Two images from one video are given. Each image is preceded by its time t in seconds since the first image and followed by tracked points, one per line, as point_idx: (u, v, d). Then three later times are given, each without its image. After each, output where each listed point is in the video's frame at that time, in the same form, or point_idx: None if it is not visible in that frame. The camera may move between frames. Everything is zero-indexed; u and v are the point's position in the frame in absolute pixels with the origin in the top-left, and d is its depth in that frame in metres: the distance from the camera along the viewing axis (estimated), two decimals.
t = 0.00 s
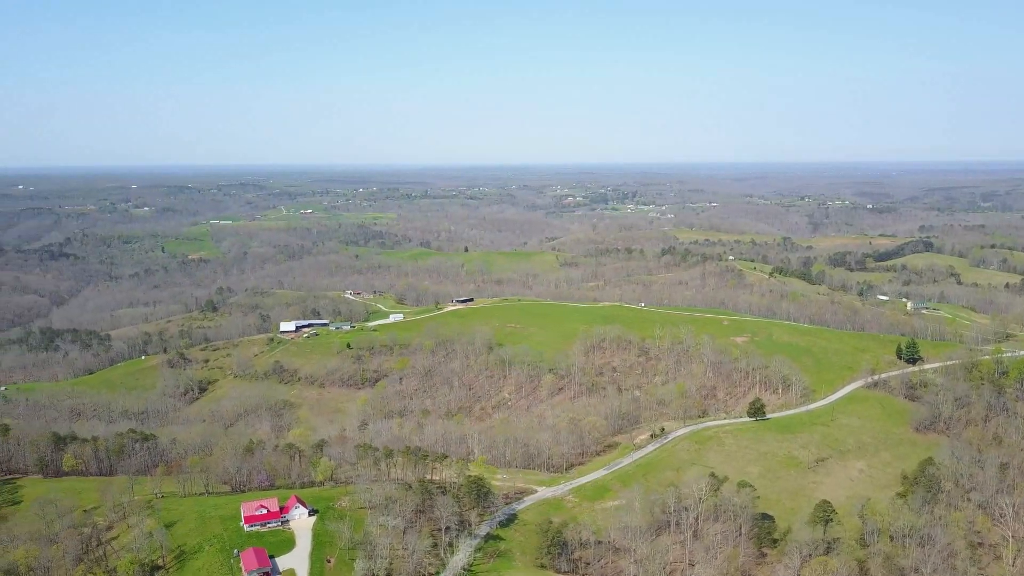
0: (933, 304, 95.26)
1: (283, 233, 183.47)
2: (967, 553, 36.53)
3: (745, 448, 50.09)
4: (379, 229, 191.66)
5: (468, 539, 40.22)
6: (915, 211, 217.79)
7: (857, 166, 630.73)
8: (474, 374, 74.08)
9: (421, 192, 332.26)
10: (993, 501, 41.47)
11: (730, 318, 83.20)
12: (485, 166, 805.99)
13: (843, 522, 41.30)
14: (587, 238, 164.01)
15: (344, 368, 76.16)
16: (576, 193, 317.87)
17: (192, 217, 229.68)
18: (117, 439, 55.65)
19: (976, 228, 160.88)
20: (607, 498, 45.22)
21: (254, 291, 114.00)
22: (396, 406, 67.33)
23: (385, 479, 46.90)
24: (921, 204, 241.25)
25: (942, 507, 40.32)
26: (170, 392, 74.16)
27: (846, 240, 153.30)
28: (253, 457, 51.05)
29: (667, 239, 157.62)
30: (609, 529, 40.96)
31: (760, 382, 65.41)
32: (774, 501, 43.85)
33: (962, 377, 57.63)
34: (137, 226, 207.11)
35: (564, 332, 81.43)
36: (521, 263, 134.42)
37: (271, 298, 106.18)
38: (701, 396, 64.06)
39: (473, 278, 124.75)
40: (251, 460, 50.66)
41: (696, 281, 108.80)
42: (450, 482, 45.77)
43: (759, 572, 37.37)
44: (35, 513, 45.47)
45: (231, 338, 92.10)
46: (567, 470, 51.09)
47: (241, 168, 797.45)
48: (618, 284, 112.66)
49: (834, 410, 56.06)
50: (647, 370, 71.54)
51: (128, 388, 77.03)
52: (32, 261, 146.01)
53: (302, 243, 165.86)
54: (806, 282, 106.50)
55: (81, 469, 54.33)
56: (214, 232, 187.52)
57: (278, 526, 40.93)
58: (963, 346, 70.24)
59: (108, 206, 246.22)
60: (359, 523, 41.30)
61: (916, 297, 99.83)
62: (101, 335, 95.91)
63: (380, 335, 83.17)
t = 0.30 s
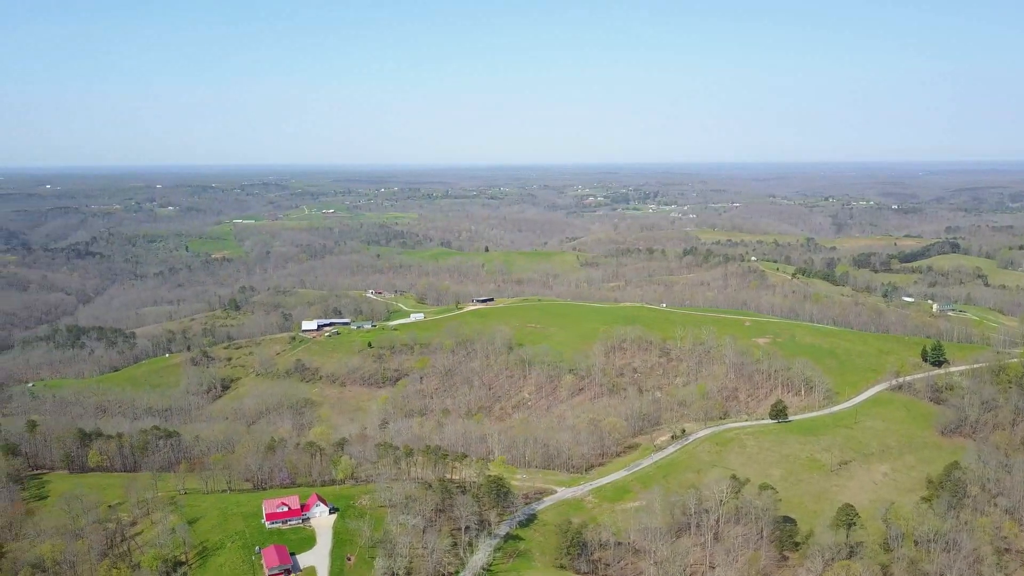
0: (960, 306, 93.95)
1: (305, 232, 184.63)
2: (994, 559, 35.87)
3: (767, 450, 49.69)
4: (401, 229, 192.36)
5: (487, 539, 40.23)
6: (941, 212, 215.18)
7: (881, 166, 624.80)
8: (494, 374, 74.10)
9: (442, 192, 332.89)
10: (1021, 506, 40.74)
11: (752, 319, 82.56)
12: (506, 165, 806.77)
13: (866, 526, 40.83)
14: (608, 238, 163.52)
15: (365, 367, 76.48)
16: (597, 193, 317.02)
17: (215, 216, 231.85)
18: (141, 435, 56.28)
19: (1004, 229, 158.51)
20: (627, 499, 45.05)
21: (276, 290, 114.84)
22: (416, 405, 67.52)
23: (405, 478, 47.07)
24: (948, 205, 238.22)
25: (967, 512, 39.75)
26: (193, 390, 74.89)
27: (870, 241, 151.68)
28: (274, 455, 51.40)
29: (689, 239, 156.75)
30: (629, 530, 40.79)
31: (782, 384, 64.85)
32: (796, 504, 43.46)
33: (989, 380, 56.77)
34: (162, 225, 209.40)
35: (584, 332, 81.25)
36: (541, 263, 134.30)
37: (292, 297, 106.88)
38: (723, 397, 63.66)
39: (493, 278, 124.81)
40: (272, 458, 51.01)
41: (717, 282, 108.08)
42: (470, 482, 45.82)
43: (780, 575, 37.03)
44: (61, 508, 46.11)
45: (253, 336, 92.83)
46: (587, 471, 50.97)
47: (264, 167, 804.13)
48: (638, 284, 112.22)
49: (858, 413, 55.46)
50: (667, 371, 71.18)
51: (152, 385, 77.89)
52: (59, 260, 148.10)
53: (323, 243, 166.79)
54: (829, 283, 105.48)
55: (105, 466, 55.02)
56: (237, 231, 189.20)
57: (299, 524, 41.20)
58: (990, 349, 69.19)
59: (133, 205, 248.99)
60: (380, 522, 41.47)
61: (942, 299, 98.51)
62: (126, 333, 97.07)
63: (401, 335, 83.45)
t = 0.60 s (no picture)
0: (985, 308, 92.62)
1: (326, 232, 185.79)
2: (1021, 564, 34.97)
3: (788, 452, 49.30)
4: (421, 229, 192.92)
5: (505, 539, 40.24)
6: (967, 212, 212.55)
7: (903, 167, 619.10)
8: (513, 374, 74.06)
9: (462, 192, 333.31)
10: None
11: (773, 320, 81.96)
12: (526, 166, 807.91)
13: (889, 530, 40.36)
14: (628, 238, 162.98)
15: (385, 366, 76.78)
16: (618, 193, 316.02)
17: (237, 216, 233.88)
18: (163, 433, 56.85)
19: None
20: (646, 500, 44.88)
21: (297, 289, 115.51)
22: (435, 404, 67.67)
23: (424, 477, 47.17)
24: (973, 205, 235.21)
25: (992, 517, 39.17)
26: (215, 387, 75.54)
27: (894, 242, 150.09)
28: (295, 454, 51.74)
29: (709, 239, 155.86)
30: (648, 532, 40.61)
31: (803, 386, 64.28)
32: (817, 507, 43.08)
33: (1015, 383, 55.91)
34: (184, 224, 211.61)
35: (603, 333, 81.04)
36: (560, 263, 134.14)
37: (313, 296, 107.51)
38: (743, 399, 63.24)
39: (512, 277, 124.80)
40: (293, 456, 51.34)
41: (738, 282, 107.36)
42: (488, 482, 45.84)
43: None
44: (85, 504, 46.71)
45: (274, 335, 93.50)
46: (606, 472, 50.86)
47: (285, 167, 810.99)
48: (658, 285, 111.71)
49: (881, 416, 54.86)
50: (687, 372, 70.81)
51: (174, 383, 78.68)
52: (84, 258, 149.98)
53: (344, 242, 167.68)
54: (852, 284, 104.41)
55: (129, 462, 55.66)
56: (259, 230, 190.75)
57: (318, 522, 41.44)
58: (1016, 351, 68.16)
59: (157, 205, 251.66)
60: (398, 521, 41.58)
61: (967, 301, 97.19)
62: (149, 331, 98.16)
63: (421, 334, 83.65)
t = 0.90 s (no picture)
0: (1012, 310, 91.20)
1: (346, 232, 186.73)
2: None
3: (809, 455, 48.88)
4: (440, 229, 193.34)
5: (524, 539, 40.23)
6: (993, 213, 209.64)
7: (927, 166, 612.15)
8: (532, 374, 74.03)
9: (482, 192, 333.73)
10: None
11: (795, 322, 81.25)
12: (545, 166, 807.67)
13: (912, 534, 39.90)
14: (648, 238, 162.29)
15: (404, 365, 77.05)
16: (638, 193, 314.85)
17: (258, 215, 235.71)
18: (185, 430, 57.41)
19: None
20: (666, 501, 44.67)
21: (317, 289, 116.11)
22: (454, 404, 67.80)
23: (443, 477, 47.27)
24: (999, 206, 232.05)
25: (1018, 522, 38.63)
26: (236, 386, 76.11)
27: (918, 242, 148.39)
28: (315, 452, 52.04)
29: (730, 240, 154.82)
30: (668, 533, 40.42)
31: (825, 388, 63.67)
32: (839, 511, 42.68)
33: None
34: (207, 223, 213.60)
35: (623, 333, 80.81)
36: (580, 263, 133.88)
37: (333, 296, 108.10)
38: (764, 401, 62.70)
39: (532, 277, 124.74)
40: (313, 455, 51.65)
41: (759, 283, 106.60)
42: (507, 481, 45.86)
43: None
44: (109, 499, 47.29)
45: (295, 334, 94.11)
46: (626, 472, 50.71)
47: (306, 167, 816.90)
48: (678, 286, 111.11)
49: (904, 418, 54.26)
50: (708, 373, 70.39)
51: (196, 381, 79.42)
52: (108, 257, 151.79)
53: (364, 242, 168.40)
54: (875, 285, 103.32)
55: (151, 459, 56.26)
56: (280, 230, 192.13)
57: (338, 520, 41.62)
58: None
59: (180, 204, 254.33)
60: (417, 519, 41.71)
61: (992, 302, 95.83)
62: (172, 329, 99.16)
63: (440, 334, 83.83)
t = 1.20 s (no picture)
0: None
1: (366, 231, 187.55)
2: None
3: (830, 457, 48.45)
4: (459, 228, 193.73)
5: (541, 539, 40.18)
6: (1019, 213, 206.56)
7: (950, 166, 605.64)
8: (550, 374, 73.95)
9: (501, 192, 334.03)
10: None
11: (816, 323, 80.55)
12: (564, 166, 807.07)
13: (934, 538, 39.41)
14: (668, 238, 161.63)
15: (423, 364, 77.25)
16: (657, 194, 313.53)
17: (279, 215, 237.44)
18: (206, 428, 57.91)
19: None
20: (684, 503, 44.43)
21: (336, 288, 116.66)
22: (472, 404, 67.89)
23: (461, 476, 47.33)
24: None
25: None
26: (256, 384, 76.64)
27: (941, 243, 146.68)
28: (333, 451, 52.27)
29: (750, 240, 153.81)
30: (686, 535, 40.20)
31: (846, 390, 63.08)
32: (860, 514, 42.24)
33: None
34: (228, 223, 215.50)
35: (642, 334, 80.54)
36: (599, 263, 133.56)
37: (353, 295, 108.58)
38: (784, 402, 62.26)
39: (550, 277, 124.63)
40: (331, 454, 51.88)
41: (780, 284, 105.85)
42: (524, 481, 45.84)
43: None
44: (131, 495, 47.80)
45: (314, 332, 94.66)
46: (644, 474, 50.52)
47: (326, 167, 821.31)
48: (698, 286, 110.55)
49: (927, 421, 53.62)
50: (727, 375, 69.96)
51: (216, 379, 80.07)
52: (131, 256, 153.41)
53: (383, 241, 169.05)
54: (898, 286, 102.22)
55: (172, 456, 56.80)
56: (300, 229, 193.46)
57: (356, 519, 41.73)
58: None
59: (202, 204, 256.99)
60: (435, 518, 41.79)
61: (1018, 304, 94.50)
62: (193, 327, 100.04)
63: (458, 333, 83.94)
